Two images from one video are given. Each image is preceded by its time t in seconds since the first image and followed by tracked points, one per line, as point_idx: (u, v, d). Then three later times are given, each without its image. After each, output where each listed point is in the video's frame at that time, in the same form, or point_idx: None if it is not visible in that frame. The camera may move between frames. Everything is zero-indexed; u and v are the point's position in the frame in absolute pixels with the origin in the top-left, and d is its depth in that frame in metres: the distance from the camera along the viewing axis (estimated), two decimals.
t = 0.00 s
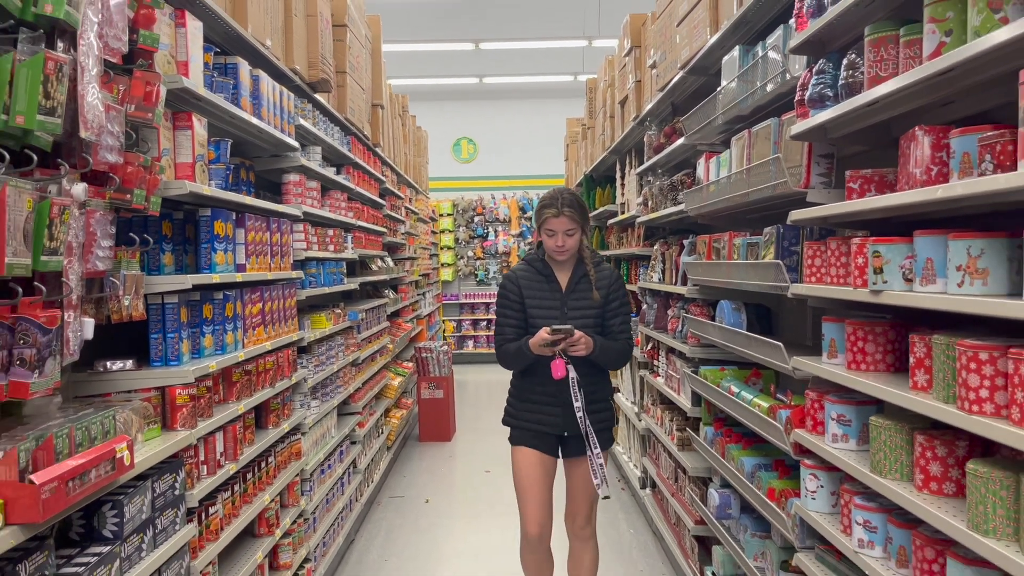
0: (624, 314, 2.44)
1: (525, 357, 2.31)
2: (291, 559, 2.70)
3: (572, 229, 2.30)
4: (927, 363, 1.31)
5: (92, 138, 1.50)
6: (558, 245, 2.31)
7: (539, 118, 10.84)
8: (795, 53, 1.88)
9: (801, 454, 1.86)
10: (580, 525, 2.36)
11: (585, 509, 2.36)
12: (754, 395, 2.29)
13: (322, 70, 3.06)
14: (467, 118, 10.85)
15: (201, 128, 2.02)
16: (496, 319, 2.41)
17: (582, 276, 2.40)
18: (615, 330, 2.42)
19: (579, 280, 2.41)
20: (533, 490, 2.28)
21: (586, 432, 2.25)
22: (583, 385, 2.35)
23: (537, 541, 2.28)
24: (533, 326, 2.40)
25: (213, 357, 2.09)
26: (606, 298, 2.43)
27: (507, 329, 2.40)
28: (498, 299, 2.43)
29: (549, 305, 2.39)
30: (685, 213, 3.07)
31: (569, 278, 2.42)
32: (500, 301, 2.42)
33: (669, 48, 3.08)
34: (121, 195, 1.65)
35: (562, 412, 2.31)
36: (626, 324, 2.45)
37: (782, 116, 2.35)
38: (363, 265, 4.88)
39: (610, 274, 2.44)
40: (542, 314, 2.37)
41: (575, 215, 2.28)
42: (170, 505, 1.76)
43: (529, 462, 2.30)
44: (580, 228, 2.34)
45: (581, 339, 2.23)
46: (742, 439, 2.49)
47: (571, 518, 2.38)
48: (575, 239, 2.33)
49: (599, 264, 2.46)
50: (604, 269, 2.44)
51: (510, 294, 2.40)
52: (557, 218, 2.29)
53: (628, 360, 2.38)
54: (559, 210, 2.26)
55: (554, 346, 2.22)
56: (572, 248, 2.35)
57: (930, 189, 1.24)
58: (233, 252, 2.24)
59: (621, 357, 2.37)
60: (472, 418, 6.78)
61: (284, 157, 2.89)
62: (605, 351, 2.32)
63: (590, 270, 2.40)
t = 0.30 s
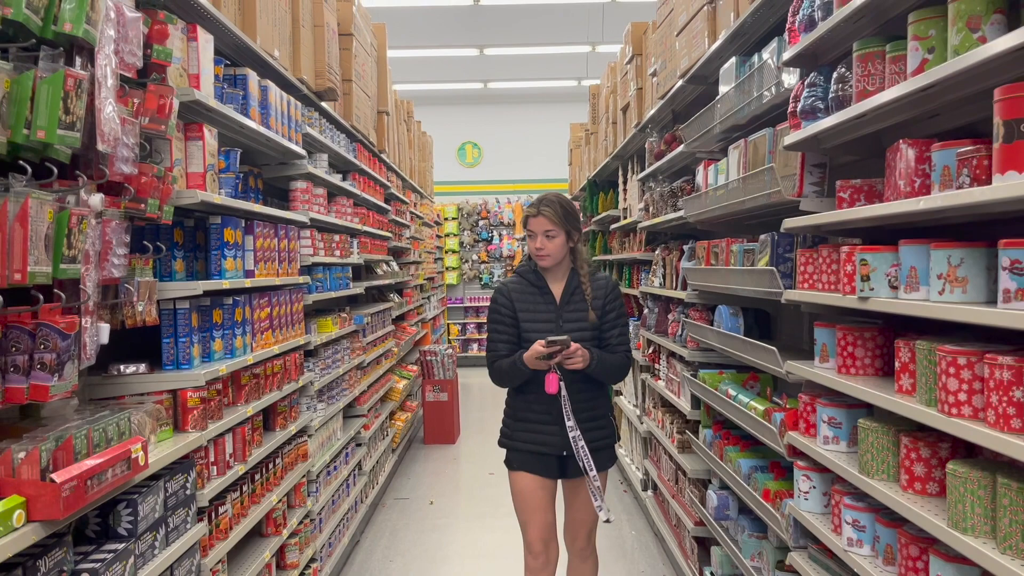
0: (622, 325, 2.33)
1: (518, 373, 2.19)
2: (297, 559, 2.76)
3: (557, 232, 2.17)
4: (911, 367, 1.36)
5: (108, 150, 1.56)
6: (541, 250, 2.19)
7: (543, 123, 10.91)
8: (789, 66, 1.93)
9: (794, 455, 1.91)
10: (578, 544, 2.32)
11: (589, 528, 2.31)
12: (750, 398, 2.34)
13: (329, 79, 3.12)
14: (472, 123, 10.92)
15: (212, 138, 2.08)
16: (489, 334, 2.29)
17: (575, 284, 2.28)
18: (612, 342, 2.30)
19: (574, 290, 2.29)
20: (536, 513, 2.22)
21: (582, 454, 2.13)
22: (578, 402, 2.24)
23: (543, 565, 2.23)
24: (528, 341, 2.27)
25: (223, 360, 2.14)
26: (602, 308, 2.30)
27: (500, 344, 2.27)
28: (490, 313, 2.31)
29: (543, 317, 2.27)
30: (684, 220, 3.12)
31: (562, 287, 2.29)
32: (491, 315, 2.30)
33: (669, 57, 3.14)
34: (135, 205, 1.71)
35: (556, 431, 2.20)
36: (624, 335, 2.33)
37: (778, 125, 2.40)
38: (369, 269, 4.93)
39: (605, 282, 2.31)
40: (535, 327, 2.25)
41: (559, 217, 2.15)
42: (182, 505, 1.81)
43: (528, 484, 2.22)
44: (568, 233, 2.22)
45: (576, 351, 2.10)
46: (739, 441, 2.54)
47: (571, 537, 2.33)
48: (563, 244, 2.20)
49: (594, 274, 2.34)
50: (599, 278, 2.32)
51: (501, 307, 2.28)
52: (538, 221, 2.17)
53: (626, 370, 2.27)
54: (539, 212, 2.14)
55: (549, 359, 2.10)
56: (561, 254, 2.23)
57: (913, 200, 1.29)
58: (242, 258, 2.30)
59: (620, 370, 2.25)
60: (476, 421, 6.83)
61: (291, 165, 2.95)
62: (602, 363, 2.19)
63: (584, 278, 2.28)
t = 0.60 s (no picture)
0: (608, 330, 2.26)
1: (502, 376, 2.12)
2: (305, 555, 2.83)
3: (542, 232, 2.11)
4: (890, 368, 1.42)
5: (124, 160, 1.64)
6: (525, 251, 2.12)
7: (548, 126, 10.98)
8: (779, 78, 2.00)
9: (785, 454, 1.97)
10: None
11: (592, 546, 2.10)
12: (745, 399, 2.40)
13: (336, 88, 3.20)
14: (478, 126, 11.00)
15: (222, 147, 2.15)
16: (471, 337, 2.23)
17: (561, 287, 2.21)
18: (598, 347, 2.23)
19: (559, 292, 2.22)
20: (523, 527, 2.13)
21: (531, 458, 2.04)
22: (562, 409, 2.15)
23: None
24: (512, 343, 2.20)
25: (232, 361, 2.22)
26: (589, 310, 2.24)
27: (483, 347, 2.20)
28: (472, 316, 2.24)
29: (526, 320, 2.20)
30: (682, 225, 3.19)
31: (547, 290, 2.22)
32: (473, 318, 2.23)
33: (668, 65, 3.20)
34: (149, 212, 1.79)
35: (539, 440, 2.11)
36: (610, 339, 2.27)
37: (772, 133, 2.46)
38: (375, 273, 5.00)
39: (592, 284, 2.25)
40: (518, 329, 2.18)
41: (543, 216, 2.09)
42: (193, 500, 1.89)
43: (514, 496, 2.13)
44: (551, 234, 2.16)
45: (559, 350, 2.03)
46: (735, 441, 2.60)
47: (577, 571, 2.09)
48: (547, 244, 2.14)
49: (581, 276, 2.27)
50: (585, 280, 2.25)
51: (484, 309, 2.22)
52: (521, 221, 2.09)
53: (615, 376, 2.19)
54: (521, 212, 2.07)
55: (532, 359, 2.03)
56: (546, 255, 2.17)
57: (889, 210, 1.35)
58: (251, 263, 2.38)
59: (606, 375, 2.18)
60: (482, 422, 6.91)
61: (299, 171, 3.03)
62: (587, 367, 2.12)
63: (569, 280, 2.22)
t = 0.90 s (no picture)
0: (602, 335, 2.16)
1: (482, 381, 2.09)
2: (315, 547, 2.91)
3: (511, 230, 2.07)
4: (874, 364, 1.49)
5: (143, 164, 1.71)
6: (502, 249, 2.09)
7: (557, 128, 11.04)
8: (775, 83, 2.06)
9: (779, 449, 2.04)
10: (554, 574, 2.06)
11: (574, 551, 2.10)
12: (743, 396, 2.46)
13: (346, 92, 3.28)
14: (487, 128, 11.08)
15: (237, 151, 2.23)
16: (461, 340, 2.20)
17: (549, 289, 2.14)
18: (590, 353, 2.15)
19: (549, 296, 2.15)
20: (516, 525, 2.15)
21: (512, 465, 2.04)
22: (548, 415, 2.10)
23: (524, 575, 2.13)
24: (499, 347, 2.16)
25: (246, 358, 2.30)
26: (580, 316, 2.15)
27: (471, 350, 2.18)
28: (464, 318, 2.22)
29: (514, 323, 2.15)
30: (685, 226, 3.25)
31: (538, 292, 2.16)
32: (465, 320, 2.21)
33: (671, 69, 3.26)
34: (167, 214, 1.87)
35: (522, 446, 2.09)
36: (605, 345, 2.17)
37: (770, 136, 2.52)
38: (385, 273, 5.08)
39: (585, 288, 2.15)
40: (503, 332, 2.14)
41: (510, 215, 2.05)
42: (208, 490, 1.96)
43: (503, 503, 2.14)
44: (531, 233, 2.11)
45: (534, 355, 1.97)
46: (735, 437, 2.66)
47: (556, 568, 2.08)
48: (522, 243, 2.09)
49: (575, 279, 2.19)
50: (579, 282, 2.16)
51: (473, 312, 2.18)
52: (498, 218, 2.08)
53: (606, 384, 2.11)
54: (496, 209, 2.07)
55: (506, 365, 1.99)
56: (527, 255, 2.12)
57: (873, 211, 1.41)
58: (264, 263, 2.46)
59: (594, 383, 2.09)
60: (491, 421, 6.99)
61: (311, 174, 3.11)
62: (570, 373, 2.04)
63: (559, 282, 2.14)
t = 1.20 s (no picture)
0: (586, 336, 2.01)
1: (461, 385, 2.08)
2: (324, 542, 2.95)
3: (487, 226, 2.02)
4: (870, 362, 1.52)
5: (157, 166, 1.76)
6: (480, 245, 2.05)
7: (565, 128, 11.08)
8: (776, 86, 2.09)
9: (779, 446, 2.07)
10: None
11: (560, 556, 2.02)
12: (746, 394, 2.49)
13: (355, 93, 3.33)
14: (496, 128, 11.12)
15: (248, 153, 2.28)
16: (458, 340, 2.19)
17: (530, 288, 2.04)
18: (574, 356, 2.00)
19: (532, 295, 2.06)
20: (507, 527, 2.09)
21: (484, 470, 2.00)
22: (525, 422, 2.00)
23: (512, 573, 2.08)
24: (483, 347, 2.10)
25: (257, 355, 2.34)
26: (561, 317, 2.01)
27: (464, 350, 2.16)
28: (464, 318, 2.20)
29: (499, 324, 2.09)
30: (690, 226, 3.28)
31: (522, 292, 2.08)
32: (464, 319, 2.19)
33: (676, 71, 3.30)
34: (181, 214, 1.92)
35: (500, 450, 2.03)
36: (593, 346, 2.00)
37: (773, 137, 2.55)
38: (393, 272, 5.12)
39: (567, 288, 2.01)
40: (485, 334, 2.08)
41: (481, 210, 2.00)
42: (220, 484, 2.01)
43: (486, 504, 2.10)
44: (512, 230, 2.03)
45: (487, 354, 1.89)
46: (737, 435, 2.69)
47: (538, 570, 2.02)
48: (501, 241, 2.02)
49: (564, 276, 2.06)
50: (565, 280, 2.03)
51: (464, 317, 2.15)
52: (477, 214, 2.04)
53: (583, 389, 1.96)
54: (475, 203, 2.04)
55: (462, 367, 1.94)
56: (508, 253, 2.04)
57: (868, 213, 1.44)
58: (275, 262, 2.50)
59: (568, 388, 1.95)
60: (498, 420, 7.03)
61: (320, 174, 3.16)
62: (536, 377, 1.92)
63: (540, 281, 2.04)
